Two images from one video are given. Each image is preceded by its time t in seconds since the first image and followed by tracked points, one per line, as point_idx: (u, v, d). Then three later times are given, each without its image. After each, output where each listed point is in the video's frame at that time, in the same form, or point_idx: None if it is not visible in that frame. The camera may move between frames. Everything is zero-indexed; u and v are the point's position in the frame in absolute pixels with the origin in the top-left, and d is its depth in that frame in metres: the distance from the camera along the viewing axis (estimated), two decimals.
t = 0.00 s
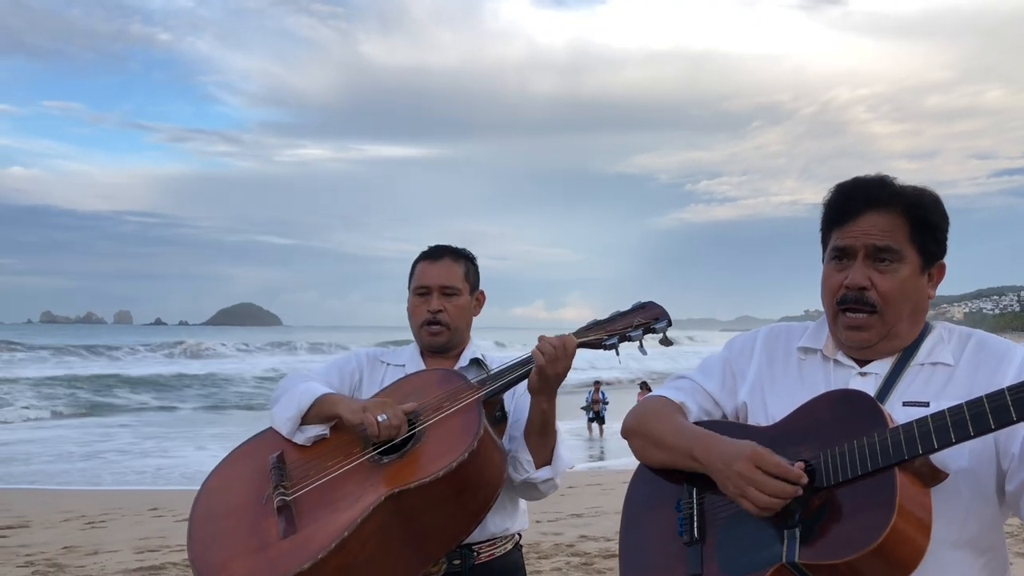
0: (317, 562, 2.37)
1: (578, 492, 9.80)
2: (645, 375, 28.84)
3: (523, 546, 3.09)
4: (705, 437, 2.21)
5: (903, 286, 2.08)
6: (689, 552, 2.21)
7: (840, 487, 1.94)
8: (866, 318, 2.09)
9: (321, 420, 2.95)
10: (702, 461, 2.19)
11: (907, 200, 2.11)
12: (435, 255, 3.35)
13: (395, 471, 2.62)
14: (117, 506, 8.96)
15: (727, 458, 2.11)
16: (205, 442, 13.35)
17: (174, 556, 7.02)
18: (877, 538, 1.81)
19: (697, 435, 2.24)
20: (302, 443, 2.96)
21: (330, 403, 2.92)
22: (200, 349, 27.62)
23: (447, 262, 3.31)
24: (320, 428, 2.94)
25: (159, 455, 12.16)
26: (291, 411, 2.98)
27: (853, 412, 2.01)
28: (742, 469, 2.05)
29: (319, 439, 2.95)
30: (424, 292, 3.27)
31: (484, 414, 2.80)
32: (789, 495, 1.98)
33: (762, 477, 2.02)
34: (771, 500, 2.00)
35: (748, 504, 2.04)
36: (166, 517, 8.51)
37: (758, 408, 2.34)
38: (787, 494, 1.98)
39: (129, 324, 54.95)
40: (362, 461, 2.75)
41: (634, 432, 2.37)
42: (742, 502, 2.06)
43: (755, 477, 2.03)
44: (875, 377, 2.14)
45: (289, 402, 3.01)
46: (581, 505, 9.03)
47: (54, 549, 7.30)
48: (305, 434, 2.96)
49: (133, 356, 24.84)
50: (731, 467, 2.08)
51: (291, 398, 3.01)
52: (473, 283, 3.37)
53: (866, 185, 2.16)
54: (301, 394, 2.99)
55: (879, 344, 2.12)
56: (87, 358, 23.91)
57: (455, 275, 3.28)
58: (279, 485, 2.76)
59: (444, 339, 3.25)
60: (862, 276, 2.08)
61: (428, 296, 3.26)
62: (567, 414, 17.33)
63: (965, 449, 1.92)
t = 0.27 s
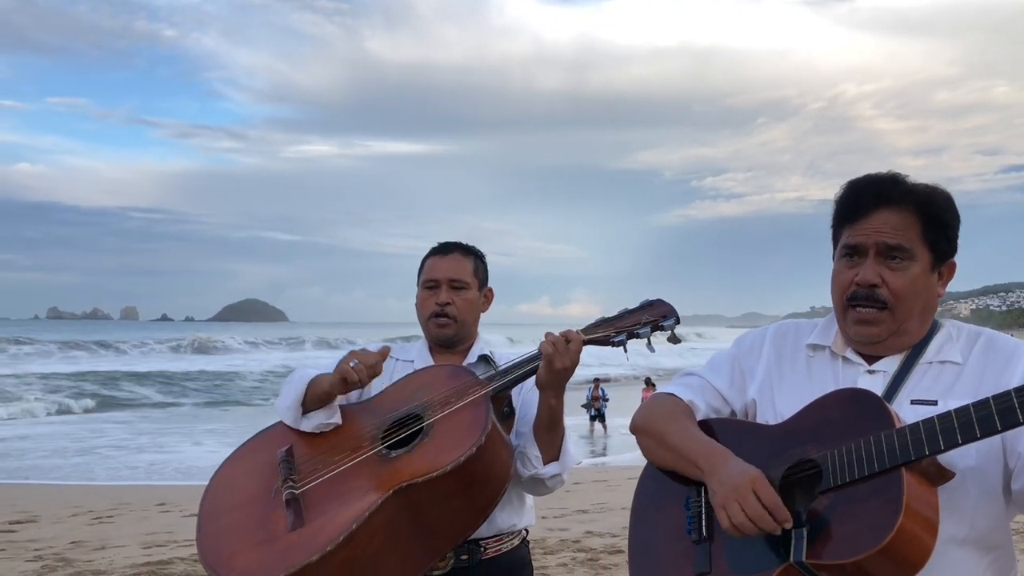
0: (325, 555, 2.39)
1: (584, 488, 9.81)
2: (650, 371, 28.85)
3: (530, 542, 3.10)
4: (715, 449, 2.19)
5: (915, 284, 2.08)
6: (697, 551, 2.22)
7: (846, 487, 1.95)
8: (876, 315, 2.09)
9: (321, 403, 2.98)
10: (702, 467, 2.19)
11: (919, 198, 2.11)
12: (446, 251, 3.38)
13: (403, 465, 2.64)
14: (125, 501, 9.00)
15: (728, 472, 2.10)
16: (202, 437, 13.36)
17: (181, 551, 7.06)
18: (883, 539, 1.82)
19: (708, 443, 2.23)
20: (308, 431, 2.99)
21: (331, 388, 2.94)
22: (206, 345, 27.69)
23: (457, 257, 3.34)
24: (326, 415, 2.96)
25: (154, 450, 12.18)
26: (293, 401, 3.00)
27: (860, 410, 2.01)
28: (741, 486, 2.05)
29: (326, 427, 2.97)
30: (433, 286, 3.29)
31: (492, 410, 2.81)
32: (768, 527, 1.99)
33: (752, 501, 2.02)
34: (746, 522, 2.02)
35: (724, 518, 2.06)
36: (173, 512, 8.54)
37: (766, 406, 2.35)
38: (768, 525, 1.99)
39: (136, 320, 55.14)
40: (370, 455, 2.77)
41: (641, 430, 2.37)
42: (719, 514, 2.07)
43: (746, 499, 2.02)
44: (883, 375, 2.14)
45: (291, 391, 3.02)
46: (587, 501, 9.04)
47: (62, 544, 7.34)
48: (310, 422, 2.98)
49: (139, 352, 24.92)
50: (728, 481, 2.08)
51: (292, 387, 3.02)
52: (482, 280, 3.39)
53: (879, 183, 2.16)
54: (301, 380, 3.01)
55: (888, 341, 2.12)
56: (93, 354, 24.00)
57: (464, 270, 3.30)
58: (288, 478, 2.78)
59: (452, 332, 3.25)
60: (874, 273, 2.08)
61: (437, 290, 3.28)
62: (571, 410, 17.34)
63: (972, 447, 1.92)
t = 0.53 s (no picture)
0: (332, 552, 2.40)
1: (591, 486, 9.82)
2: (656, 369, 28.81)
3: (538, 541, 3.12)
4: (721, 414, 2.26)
5: (925, 281, 2.08)
6: (703, 546, 2.23)
7: (852, 484, 1.96)
8: (884, 310, 2.10)
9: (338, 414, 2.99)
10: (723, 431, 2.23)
11: (933, 197, 2.12)
12: (457, 248, 3.41)
13: (411, 463, 2.65)
14: (134, 498, 9.05)
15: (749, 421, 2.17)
16: (203, 435, 13.40)
17: (191, 548, 7.10)
18: (888, 534, 1.82)
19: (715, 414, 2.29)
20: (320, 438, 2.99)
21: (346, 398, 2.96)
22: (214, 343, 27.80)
23: (469, 254, 3.36)
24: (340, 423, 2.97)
25: (161, 448, 12.24)
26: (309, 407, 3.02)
27: (867, 409, 2.02)
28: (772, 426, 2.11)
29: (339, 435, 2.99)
30: (444, 281, 3.31)
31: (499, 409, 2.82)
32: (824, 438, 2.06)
33: (791, 429, 2.08)
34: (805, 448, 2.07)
35: (782, 459, 2.09)
36: (182, 510, 8.59)
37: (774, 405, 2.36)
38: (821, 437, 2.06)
39: (145, 319, 55.38)
40: (379, 453, 2.79)
41: (652, 426, 2.42)
42: (775, 459, 2.10)
43: (784, 430, 2.09)
44: (891, 374, 2.15)
45: (306, 399, 3.05)
46: (594, 499, 9.05)
47: (73, 541, 7.40)
48: (324, 429, 2.99)
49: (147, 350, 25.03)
50: (758, 426, 2.14)
51: (309, 395, 3.05)
52: (492, 278, 3.41)
53: (893, 181, 2.17)
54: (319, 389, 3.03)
55: (896, 338, 2.12)
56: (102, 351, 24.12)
57: (476, 266, 3.32)
58: (296, 476, 2.80)
59: (461, 327, 3.26)
60: (884, 267, 2.09)
61: (448, 285, 3.30)
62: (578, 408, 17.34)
63: (979, 446, 1.93)
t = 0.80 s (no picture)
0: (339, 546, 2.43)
1: (596, 484, 9.83)
2: (661, 369, 28.79)
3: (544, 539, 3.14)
4: (727, 449, 2.21)
5: (962, 288, 2.09)
6: (711, 547, 2.24)
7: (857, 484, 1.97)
8: (924, 314, 2.08)
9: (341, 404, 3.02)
10: (717, 467, 2.21)
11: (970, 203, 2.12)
12: (468, 248, 3.44)
13: (416, 458, 2.68)
14: (142, 497, 9.10)
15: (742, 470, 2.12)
16: (209, 434, 13.45)
17: (199, 547, 7.14)
18: (894, 536, 1.84)
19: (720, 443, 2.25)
20: (326, 431, 3.01)
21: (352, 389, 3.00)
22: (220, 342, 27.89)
23: (479, 253, 3.39)
24: (343, 415, 2.99)
25: (168, 448, 12.29)
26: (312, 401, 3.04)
27: (872, 408, 2.03)
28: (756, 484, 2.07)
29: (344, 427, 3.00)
30: (454, 278, 3.34)
31: (505, 407, 2.84)
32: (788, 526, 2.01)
33: (770, 502, 2.03)
34: (769, 523, 2.03)
35: (747, 522, 2.08)
36: (189, 508, 8.63)
37: (780, 404, 2.37)
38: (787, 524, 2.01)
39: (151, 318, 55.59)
40: (384, 449, 2.80)
41: (657, 430, 2.40)
42: (743, 518, 2.09)
43: (763, 500, 2.04)
44: (898, 374, 2.17)
45: (310, 391, 3.06)
46: (599, 498, 9.06)
47: (81, 540, 7.44)
48: (329, 422, 3.01)
49: (154, 349, 25.12)
50: (743, 483, 2.10)
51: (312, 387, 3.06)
52: (501, 278, 3.43)
53: (930, 183, 2.14)
54: (322, 379, 3.05)
55: (925, 340, 2.13)
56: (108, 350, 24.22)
57: (485, 264, 3.35)
58: (303, 470, 2.82)
59: (470, 322, 3.26)
60: (929, 272, 2.07)
61: (458, 282, 3.32)
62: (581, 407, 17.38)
63: (985, 447, 1.94)
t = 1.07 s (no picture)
0: (342, 541, 2.43)
1: (601, 484, 9.82)
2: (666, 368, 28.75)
3: (546, 536, 3.13)
4: (731, 423, 2.25)
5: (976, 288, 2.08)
6: (718, 548, 2.24)
7: (866, 482, 1.96)
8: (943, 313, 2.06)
9: (351, 405, 2.99)
10: (727, 441, 2.23)
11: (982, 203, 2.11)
12: (475, 246, 3.44)
13: (419, 456, 2.68)
14: (146, 496, 9.11)
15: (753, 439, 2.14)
16: (213, 434, 13.46)
17: (202, 546, 7.14)
18: (902, 533, 1.83)
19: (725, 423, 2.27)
20: (332, 430, 3.01)
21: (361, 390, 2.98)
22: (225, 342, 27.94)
23: (486, 251, 3.39)
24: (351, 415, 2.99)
25: (172, 447, 12.30)
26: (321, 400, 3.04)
27: (878, 406, 2.02)
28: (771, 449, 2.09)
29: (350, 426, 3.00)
30: (461, 274, 3.33)
31: (507, 405, 2.84)
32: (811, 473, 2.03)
33: (788, 456, 2.06)
34: (792, 479, 2.04)
35: (769, 484, 2.09)
36: (193, 507, 8.64)
37: (782, 403, 2.37)
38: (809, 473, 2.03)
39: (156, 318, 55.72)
40: (388, 447, 2.81)
41: (661, 428, 2.42)
42: (765, 482, 2.10)
43: (781, 456, 2.07)
44: (903, 373, 2.16)
45: (318, 391, 3.08)
46: (604, 497, 9.05)
47: (86, 538, 7.45)
48: (335, 421, 3.01)
49: (158, 348, 25.17)
50: (757, 447, 2.12)
51: (321, 387, 3.08)
52: (507, 278, 3.43)
53: (946, 182, 2.13)
54: (332, 380, 3.06)
55: (940, 341, 2.11)
56: (113, 349, 24.27)
57: (491, 261, 3.35)
58: (307, 467, 2.83)
59: (475, 317, 3.25)
60: (950, 270, 2.04)
61: (464, 278, 3.32)
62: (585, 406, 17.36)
63: (987, 445, 1.94)
